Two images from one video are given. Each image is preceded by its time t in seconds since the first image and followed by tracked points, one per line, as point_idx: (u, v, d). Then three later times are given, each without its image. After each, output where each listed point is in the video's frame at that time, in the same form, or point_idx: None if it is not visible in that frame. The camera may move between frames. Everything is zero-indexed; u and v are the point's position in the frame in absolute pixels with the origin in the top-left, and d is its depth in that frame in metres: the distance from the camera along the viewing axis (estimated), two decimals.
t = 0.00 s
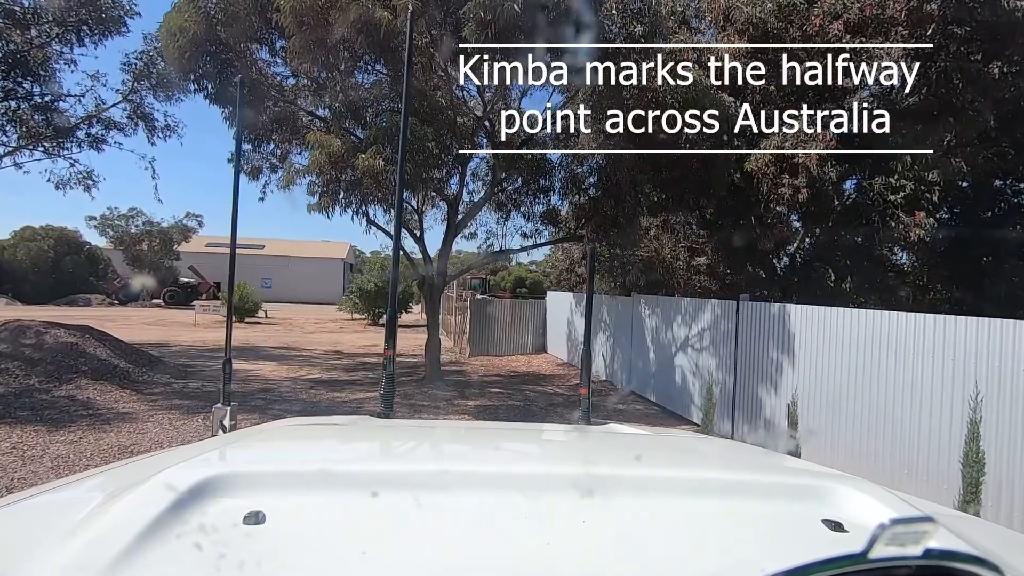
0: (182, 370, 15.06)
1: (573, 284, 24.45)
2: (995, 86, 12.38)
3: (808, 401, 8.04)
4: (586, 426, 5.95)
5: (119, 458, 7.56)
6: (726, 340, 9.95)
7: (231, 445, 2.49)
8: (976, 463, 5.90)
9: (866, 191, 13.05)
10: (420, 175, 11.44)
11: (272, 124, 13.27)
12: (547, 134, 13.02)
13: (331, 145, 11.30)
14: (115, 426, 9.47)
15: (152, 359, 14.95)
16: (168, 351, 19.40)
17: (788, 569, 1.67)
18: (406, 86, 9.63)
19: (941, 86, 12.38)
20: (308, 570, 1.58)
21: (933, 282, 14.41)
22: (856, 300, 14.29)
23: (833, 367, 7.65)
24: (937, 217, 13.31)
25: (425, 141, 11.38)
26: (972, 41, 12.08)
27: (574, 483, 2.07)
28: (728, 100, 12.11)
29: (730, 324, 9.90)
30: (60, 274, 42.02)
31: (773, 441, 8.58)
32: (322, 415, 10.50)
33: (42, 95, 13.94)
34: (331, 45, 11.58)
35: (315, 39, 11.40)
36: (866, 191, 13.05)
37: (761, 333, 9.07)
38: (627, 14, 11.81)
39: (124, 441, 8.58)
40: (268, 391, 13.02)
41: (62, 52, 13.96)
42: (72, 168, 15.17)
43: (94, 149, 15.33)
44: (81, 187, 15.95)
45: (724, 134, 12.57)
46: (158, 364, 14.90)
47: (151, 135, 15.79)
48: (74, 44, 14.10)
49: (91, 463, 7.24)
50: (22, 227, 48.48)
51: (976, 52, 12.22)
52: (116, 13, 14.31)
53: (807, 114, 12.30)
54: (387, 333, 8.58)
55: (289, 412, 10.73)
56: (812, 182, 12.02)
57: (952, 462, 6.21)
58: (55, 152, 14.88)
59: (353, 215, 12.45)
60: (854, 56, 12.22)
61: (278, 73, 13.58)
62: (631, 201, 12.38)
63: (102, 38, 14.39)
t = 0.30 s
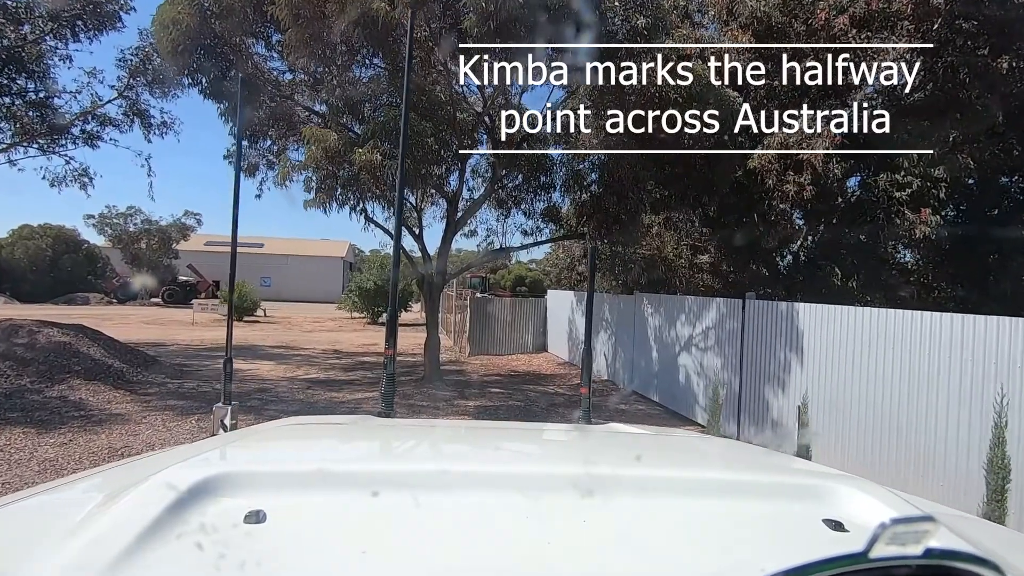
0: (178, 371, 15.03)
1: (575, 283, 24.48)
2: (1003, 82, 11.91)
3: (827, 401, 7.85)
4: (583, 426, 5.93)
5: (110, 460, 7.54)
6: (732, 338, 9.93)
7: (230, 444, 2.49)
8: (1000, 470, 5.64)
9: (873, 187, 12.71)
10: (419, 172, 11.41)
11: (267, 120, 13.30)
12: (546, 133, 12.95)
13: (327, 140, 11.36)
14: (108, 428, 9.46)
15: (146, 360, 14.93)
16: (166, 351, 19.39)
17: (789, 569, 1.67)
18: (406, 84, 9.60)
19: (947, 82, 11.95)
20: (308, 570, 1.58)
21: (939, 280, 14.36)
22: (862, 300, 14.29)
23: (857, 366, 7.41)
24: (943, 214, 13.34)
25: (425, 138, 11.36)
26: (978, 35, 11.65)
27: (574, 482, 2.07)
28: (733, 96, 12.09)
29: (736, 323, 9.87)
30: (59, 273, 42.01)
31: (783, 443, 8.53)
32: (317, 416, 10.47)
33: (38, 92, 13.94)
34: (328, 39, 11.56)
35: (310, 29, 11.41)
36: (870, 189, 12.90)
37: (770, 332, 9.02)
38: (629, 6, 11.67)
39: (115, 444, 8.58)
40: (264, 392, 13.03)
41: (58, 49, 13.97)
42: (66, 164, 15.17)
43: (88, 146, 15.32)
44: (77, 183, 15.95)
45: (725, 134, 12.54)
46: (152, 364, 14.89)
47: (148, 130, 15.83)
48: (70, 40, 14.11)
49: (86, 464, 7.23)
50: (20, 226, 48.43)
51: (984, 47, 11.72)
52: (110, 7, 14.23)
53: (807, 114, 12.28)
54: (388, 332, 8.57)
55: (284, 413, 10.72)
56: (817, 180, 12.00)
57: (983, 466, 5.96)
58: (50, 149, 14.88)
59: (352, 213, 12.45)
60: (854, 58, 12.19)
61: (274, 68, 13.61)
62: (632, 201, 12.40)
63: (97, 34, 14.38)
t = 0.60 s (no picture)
0: (176, 371, 15.02)
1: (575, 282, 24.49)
2: (1006, 78, 12.06)
3: (836, 399, 7.80)
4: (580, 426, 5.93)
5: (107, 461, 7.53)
6: (734, 338, 9.94)
7: (229, 445, 2.49)
8: (1015, 474, 5.60)
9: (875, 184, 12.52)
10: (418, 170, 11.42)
11: (267, 119, 13.30)
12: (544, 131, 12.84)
13: (326, 137, 11.37)
14: (105, 428, 9.45)
15: (143, 360, 14.93)
16: (165, 350, 19.39)
17: (788, 569, 1.67)
18: (406, 83, 9.59)
19: (952, 78, 11.81)
20: (308, 570, 1.58)
21: (941, 279, 14.40)
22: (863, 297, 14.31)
23: (868, 365, 7.34)
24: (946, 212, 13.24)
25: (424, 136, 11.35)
26: (983, 31, 11.67)
27: (574, 482, 2.07)
28: (735, 93, 12.04)
29: (738, 322, 9.89)
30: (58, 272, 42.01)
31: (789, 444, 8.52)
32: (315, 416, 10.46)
33: (36, 90, 13.95)
34: (326, 35, 11.59)
35: (309, 25, 11.37)
36: (873, 186, 12.64)
37: (773, 332, 9.04)
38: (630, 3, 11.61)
39: (111, 445, 8.57)
40: (262, 391, 13.03)
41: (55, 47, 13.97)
42: (64, 162, 15.17)
43: (86, 144, 15.32)
44: (74, 181, 15.97)
45: (725, 133, 12.47)
46: (149, 364, 14.89)
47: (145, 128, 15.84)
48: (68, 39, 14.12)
49: (83, 464, 7.23)
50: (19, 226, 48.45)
51: (987, 43, 11.77)
52: (107, 5, 14.21)
53: (807, 114, 12.30)
54: (387, 331, 8.57)
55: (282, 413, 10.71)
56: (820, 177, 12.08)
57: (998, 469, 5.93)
58: (47, 147, 14.88)
59: (351, 212, 12.45)
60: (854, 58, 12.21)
61: (272, 64, 13.62)
62: (632, 200, 12.38)
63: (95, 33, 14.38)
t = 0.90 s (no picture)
0: (176, 371, 15.01)
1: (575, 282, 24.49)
2: (1006, 78, 11.94)
3: (835, 398, 7.79)
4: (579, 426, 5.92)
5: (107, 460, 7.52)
6: (734, 337, 9.93)
7: (229, 443, 2.49)
8: (1011, 472, 5.63)
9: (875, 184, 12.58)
10: (419, 170, 11.42)
11: (267, 119, 13.29)
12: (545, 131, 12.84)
13: (326, 137, 11.37)
14: (105, 428, 9.44)
15: (143, 360, 14.92)
16: (165, 351, 19.39)
17: (789, 566, 1.67)
18: (407, 82, 9.60)
19: (950, 78, 11.84)
20: (309, 568, 1.59)
21: (941, 278, 14.40)
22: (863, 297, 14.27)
23: (866, 363, 7.35)
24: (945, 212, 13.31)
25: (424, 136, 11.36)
26: (982, 31, 11.74)
27: (575, 481, 2.07)
28: (734, 93, 12.02)
29: (738, 322, 9.89)
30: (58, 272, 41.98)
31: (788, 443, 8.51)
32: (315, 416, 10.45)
33: (35, 90, 13.94)
34: (326, 35, 11.61)
35: (309, 25, 11.39)
36: (872, 186, 12.71)
37: (773, 331, 9.03)
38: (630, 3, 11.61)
39: (111, 445, 8.57)
40: (263, 391, 13.02)
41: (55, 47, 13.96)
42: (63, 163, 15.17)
43: (86, 144, 15.31)
44: (74, 181, 15.96)
45: (725, 132, 12.47)
46: (150, 364, 14.88)
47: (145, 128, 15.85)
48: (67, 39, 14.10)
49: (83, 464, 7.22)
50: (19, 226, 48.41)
51: (986, 43, 11.83)
52: (107, 5, 14.19)
53: (807, 114, 12.30)
54: (388, 331, 8.57)
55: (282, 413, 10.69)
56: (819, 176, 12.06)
57: (995, 467, 5.94)
58: (47, 147, 14.87)
59: (350, 212, 12.44)
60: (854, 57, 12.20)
61: (272, 64, 13.63)
62: (632, 200, 12.37)
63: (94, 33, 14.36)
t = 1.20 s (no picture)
0: (176, 371, 15.01)
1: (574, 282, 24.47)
2: (1006, 77, 11.79)
3: (835, 398, 7.78)
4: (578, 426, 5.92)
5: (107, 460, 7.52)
6: (734, 337, 9.93)
7: (229, 444, 2.48)
8: (1012, 472, 5.61)
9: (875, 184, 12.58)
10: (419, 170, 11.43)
11: (267, 119, 13.29)
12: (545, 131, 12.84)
13: (327, 138, 11.37)
14: (105, 428, 9.45)
15: (143, 360, 14.92)
16: (164, 351, 19.38)
17: (789, 567, 1.67)
18: (407, 82, 9.60)
19: (950, 77, 11.90)
20: (308, 569, 1.58)
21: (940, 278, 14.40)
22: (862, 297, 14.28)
23: (867, 364, 7.34)
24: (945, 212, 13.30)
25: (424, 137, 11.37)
26: (982, 31, 11.70)
27: (575, 481, 2.07)
28: (734, 93, 11.99)
29: (738, 322, 9.88)
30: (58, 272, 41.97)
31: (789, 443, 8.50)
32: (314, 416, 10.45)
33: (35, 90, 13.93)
34: (326, 35, 11.59)
35: (309, 24, 11.40)
36: (872, 186, 12.77)
37: (773, 330, 9.03)
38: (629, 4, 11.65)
39: (111, 445, 8.57)
40: (263, 391, 13.02)
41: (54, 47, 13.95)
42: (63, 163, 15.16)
43: (86, 144, 15.32)
44: (74, 181, 15.96)
45: (725, 133, 12.45)
46: (150, 364, 14.88)
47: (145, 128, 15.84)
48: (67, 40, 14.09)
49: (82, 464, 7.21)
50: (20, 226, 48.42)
51: (987, 43, 11.76)
52: (107, 5, 14.20)
53: (807, 114, 12.29)
54: (387, 331, 8.58)
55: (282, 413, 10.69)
56: (819, 176, 12.04)
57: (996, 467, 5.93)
58: (47, 147, 14.87)
59: (350, 212, 12.45)
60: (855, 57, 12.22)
61: (272, 65, 13.63)
62: (631, 199, 12.36)
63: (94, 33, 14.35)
